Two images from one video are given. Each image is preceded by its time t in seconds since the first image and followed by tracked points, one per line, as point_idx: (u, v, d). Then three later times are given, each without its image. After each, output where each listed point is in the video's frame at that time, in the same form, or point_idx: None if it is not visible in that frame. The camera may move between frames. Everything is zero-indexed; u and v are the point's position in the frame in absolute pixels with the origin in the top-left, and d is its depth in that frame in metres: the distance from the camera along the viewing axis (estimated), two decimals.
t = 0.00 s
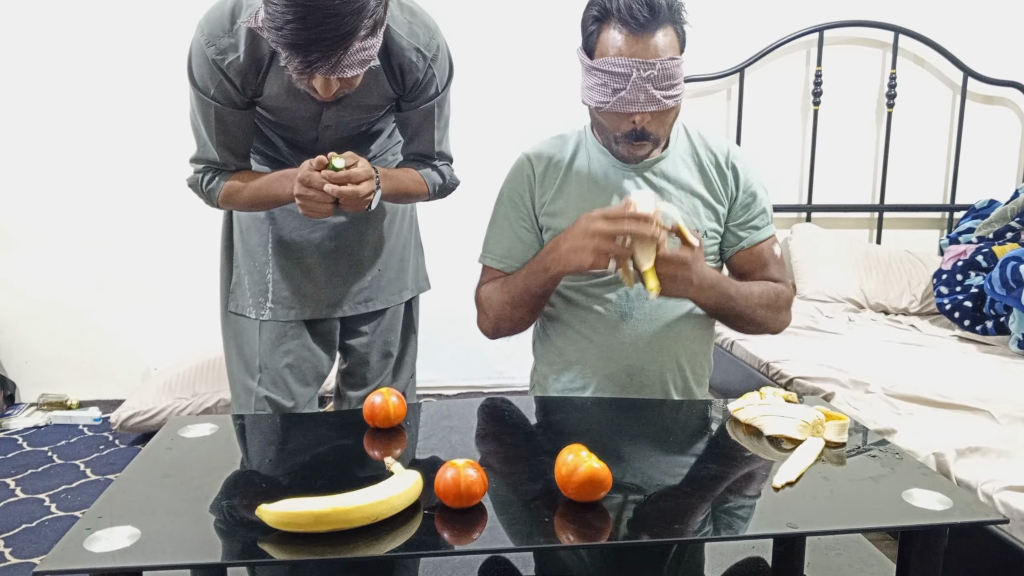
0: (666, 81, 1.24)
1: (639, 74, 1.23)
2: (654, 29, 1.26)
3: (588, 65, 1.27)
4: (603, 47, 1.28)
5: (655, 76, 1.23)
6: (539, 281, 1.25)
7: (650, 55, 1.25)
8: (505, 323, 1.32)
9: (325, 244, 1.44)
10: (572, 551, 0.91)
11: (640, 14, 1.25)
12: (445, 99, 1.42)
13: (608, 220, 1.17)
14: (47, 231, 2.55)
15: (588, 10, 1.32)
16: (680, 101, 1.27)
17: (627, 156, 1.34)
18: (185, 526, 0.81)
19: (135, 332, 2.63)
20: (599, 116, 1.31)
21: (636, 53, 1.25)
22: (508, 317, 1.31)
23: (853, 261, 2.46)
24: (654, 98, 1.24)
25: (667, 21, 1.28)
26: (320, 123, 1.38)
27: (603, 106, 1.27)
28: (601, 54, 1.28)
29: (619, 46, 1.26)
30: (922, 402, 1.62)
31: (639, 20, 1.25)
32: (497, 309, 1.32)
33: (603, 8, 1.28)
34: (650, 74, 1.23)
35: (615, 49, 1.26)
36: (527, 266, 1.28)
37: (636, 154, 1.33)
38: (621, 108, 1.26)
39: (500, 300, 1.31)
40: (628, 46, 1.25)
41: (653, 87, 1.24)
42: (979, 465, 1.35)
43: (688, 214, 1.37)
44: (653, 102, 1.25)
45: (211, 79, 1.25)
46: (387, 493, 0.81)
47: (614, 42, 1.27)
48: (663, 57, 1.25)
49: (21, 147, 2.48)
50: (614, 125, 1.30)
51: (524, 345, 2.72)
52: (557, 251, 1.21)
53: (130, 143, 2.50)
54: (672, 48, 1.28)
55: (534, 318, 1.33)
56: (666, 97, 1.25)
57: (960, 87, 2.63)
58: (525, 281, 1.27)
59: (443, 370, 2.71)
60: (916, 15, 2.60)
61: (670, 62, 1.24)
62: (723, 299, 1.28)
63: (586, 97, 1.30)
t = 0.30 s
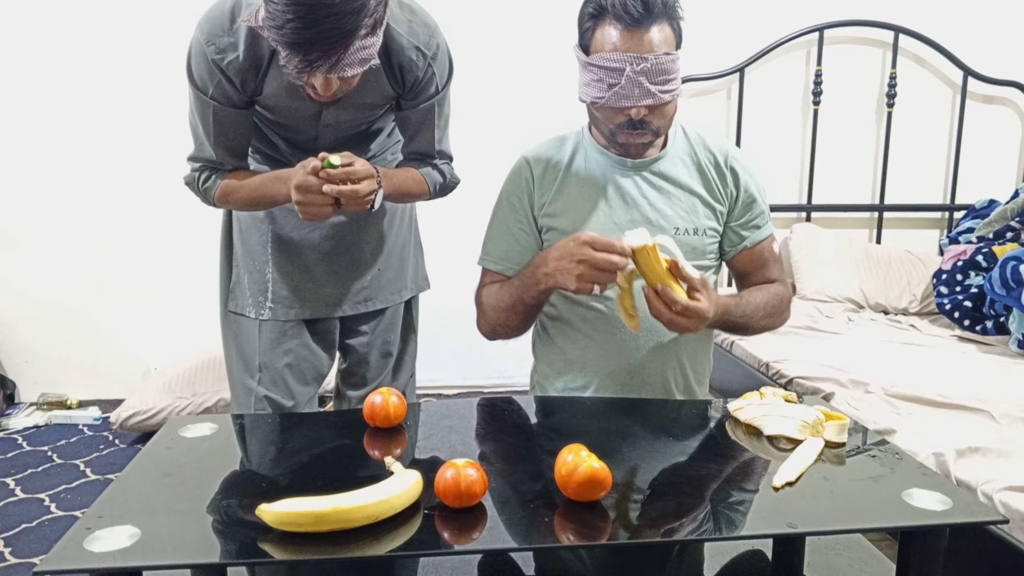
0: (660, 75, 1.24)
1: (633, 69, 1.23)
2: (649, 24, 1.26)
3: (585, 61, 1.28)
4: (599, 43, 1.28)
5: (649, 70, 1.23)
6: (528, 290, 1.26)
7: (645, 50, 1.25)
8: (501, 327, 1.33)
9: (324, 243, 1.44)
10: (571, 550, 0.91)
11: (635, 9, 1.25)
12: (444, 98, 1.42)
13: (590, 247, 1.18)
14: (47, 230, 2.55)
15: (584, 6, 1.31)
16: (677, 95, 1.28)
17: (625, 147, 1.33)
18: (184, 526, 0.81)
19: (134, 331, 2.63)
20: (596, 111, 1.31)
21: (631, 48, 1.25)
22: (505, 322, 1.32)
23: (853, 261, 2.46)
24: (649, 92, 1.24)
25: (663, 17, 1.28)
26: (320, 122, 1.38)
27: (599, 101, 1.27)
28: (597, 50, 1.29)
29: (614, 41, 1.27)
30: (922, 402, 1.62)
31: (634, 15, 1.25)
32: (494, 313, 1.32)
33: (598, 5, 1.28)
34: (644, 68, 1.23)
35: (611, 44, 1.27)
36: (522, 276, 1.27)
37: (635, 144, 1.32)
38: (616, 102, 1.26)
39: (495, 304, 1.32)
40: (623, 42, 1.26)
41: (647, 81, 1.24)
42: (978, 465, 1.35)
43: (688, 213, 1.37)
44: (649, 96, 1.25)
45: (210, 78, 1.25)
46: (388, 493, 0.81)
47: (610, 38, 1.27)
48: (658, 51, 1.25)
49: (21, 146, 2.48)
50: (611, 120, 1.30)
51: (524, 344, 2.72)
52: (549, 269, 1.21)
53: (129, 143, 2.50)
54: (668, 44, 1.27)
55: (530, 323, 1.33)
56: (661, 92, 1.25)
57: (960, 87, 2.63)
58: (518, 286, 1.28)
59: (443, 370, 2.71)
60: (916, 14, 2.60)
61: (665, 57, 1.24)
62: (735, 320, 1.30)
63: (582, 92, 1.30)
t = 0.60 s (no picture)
0: (663, 76, 1.24)
1: (636, 68, 1.23)
2: (653, 25, 1.27)
3: (587, 61, 1.28)
4: (602, 43, 1.28)
5: (652, 71, 1.24)
6: (542, 292, 1.26)
7: (648, 51, 1.25)
8: (504, 327, 1.32)
9: (325, 244, 1.44)
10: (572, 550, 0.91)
11: (638, 10, 1.26)
12: (444, 100, 1.43)
13: (600, 252, 1.17)
14: (47, 231, 2.55)
15: (589, 6, 1.32)
16: (679, 97, 1.28)
17: (627, 153, 1.34)
18: (183, 526, 0.81)
19: (135, 332, 2.63)
20: (598, 111, 1.31)
21: (634, 48, 1.26)
22: (511, 322, 1.31)
23: (852, 262, 2.46)
24: (652, 93, 1.24)
25: (666, 18, 1.28)
26: (320, 124, 1.38)
27: (601, 101, 1.27)
28: (600, 50, 1.29)
29: (617, 41, 1.27)
30: (922, 403, 1.62)
31: (638, 15, 1.26)
32: (499, 313, 1.32)
33: (602, 5, 1.28)
34: (646, 68, 1.23)
35: (614, 44, 1.27)
36: (535, 276, 1.28)
37: (635, 153, 1.34)
38: (619, 102, 1.26)
39: (502, 304, 1.32)
40: (626, 41, 1.26)
41: (650, 81, 1.24)
42: (979, 465, 1.35)
43: (688, 214, 1.37)
44: (651, 97, 1.25)
45: (209, 79, 1.25)
46: (388, 494, 0.81)
47: (613, 38, 1.27)
48: (660, 52, 1.25)
49: (21, 147, 2.48)
50: (613, 119, 1.30)
51: (524, 345, 2.72)
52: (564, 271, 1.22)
53: (130, 144, 2.50)
54: (671, 45, 1.28)
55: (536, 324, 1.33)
56: (664, 92, 1.25)
57: (960, 88, 2.63)
58: (530, 288, 1.28)
59: (444, 370, 2.71)
60: (916, 15, 2.60)
61: (668, 58, 1.24)
62: (730, 320, 1.30)
63: (585, 91, 1.30)
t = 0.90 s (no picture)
0: (665, 74, 1.25)
1: (638, 66, 1.24)
2: (655, 23, 1.27)
3: (589, 59, 1.28)
4: (604, 42, 1.29)
5: (654, 68, 1.24)
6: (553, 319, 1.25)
7: (650, 49, 1.26)
8: (507, 336, 1.32)
9: (324, 244, 1.44)
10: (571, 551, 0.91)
11: (641, 8, 1.26)
12: (444, 100, 1.42)
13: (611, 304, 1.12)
14: (46, 231, 2.54)
15: (591, 6, 1.32)
16: (681, 95, 1.28)
17: (631, 143, 1.32)
18: (181, 527, 0.81)
19: (133, 332, 2.63)
20: (600, 109, 1.32)
21: (636, 46, 1.26)
22: (514, 333, 1.31)
23: (852, 262, 2.46)
24: (654, 90, 1.24)
25: (668, 17, 1.28)
26: (320, 124, 1.38)
27: (603, 98, 1.28)
28: (601, 49, 1.29)
29: (619, 40, 1.27)
30: (922, 403, 1.62)
31: (640, 14, 1.26)
32: (504, 324, 1.31)
33: (604, 5, 1.29)
34: (648, 66, 1.24)
35: (616, 43, 1.27)
36: (547, 302, 1.25)
37: (641, 141, 1.32)
38: (621, 100, 1.26)
39: (508, 317, 1.31)
40: (628, 40, 1.26)
41: (652, 78, 1.24)
42: (978, 466, 1.35)
43: (689, 213, 1.37)
44: (653, 94, 1.25)
45: (208, 80, 1.25)
46: (387, 494, 0.82)
47: (615, 37, 1.27)
48: (662, 51, 1.26)
49: (20, 147, 2.48)
50: (615, 117, 1.30)
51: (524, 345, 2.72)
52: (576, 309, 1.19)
53: (129, 144, 2.50)
54: (672, 44, 1.28)
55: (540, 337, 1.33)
56: (666, 90, 1.25)
57: (959, 88, 2.63)
58: (541, 311, 1.26)
59: (443, 371, 2.71)
60: (915, 16, 2.60)
61: (670, 56, 1.25)
62: (725, 316, 1.29)
63: (587, 90, 1.31)
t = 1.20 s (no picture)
0: (669, 76, 1.25)
1: (643, 68, 1.24)
2: (659, 26, 1.27)
3: (593, 61, 1.29)
4: (608, 44, 1.29)
5: (658, 70, 1.24)
6: (549, 298, 1.25)
7: (654, 51, 1.26)
8: (506, 328, 1.32)
9: (326, 247, 1.44)
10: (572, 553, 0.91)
11: (645, 10, 1.26)
12: (446, 103, 1.43)
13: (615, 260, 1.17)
14: (49, 233, 2.55)
15: (595, 8, 1.32)
16: (685, 97, 1.28)
17: (633, 153, 1.34)
18: (184, 529, 0.81)
19: (136, 334, 2.63)
20: (604, 111, 1.32)
21: (640, 48, 1.26)
22: (512, 324, 1.31)
23: (853, 265, 2.46)
24: (658, 92, 1.25)
25: (672, 20, 1.29)
26: (322, 127, 1.38)
27: (607, 101, 1.28)
28: (605, 51, 1.29)
29: (624, 42, 1.27)
30: (924, 406, 1.62)
31: (644, 16, 1.26)
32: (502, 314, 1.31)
33: (609, 6, 1.29)
34: (653, 68, 1.24)
35: (620, 45, 1.27)
36: (541, 283, 1.26)
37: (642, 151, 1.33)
38: (625, 102, 1.27)
39: (506, 307, 1.31)
40: (633, 42, 1.27)
41: (656, 81, 1.24)
42: (980, 468, 1.35)
43: (694, 215, 1.37)
44: (657, 96, 1.25)
45: (211, 83, 1.25)
46: (390, 497, 0.82)
47: (619, 39, 1.28)
48: (666, 53, 1.26)
49: (23, 150, 2.49)
50: (619, 119, 1.30)
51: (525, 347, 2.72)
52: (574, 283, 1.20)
53: (132, 146, 2.50)
54: (676, 46, 1.28)
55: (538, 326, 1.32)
56: (670, 92, 1.26)
57: (961, 90, 2.63)
58: (535, 294, 1.27)
59: (445, 373, 2.71)
60: (917, 18, 2.60)
61: (675, 58, 1.25)
62: (732, 323, 1.30)
63: (591, 91, 1.31)
